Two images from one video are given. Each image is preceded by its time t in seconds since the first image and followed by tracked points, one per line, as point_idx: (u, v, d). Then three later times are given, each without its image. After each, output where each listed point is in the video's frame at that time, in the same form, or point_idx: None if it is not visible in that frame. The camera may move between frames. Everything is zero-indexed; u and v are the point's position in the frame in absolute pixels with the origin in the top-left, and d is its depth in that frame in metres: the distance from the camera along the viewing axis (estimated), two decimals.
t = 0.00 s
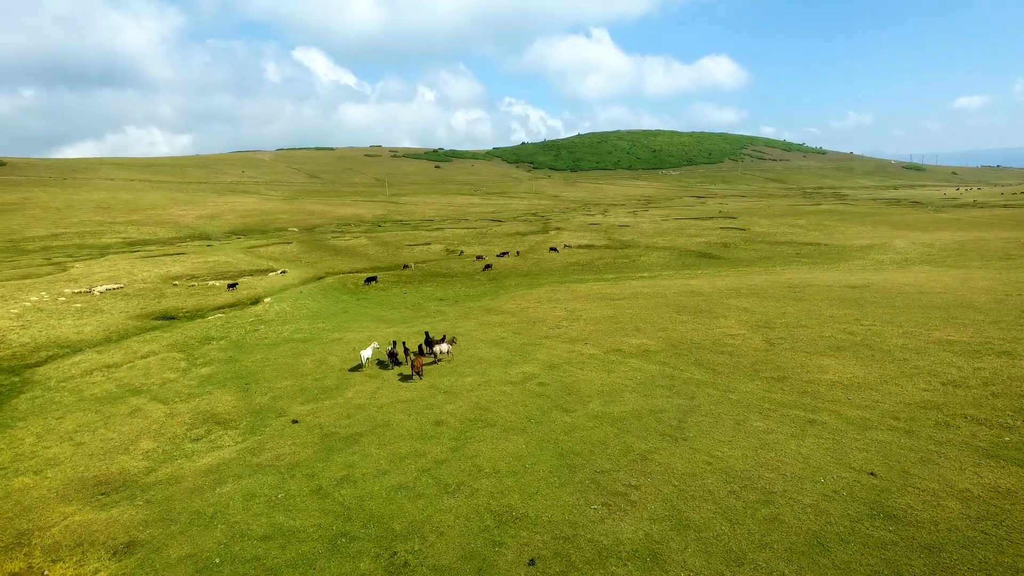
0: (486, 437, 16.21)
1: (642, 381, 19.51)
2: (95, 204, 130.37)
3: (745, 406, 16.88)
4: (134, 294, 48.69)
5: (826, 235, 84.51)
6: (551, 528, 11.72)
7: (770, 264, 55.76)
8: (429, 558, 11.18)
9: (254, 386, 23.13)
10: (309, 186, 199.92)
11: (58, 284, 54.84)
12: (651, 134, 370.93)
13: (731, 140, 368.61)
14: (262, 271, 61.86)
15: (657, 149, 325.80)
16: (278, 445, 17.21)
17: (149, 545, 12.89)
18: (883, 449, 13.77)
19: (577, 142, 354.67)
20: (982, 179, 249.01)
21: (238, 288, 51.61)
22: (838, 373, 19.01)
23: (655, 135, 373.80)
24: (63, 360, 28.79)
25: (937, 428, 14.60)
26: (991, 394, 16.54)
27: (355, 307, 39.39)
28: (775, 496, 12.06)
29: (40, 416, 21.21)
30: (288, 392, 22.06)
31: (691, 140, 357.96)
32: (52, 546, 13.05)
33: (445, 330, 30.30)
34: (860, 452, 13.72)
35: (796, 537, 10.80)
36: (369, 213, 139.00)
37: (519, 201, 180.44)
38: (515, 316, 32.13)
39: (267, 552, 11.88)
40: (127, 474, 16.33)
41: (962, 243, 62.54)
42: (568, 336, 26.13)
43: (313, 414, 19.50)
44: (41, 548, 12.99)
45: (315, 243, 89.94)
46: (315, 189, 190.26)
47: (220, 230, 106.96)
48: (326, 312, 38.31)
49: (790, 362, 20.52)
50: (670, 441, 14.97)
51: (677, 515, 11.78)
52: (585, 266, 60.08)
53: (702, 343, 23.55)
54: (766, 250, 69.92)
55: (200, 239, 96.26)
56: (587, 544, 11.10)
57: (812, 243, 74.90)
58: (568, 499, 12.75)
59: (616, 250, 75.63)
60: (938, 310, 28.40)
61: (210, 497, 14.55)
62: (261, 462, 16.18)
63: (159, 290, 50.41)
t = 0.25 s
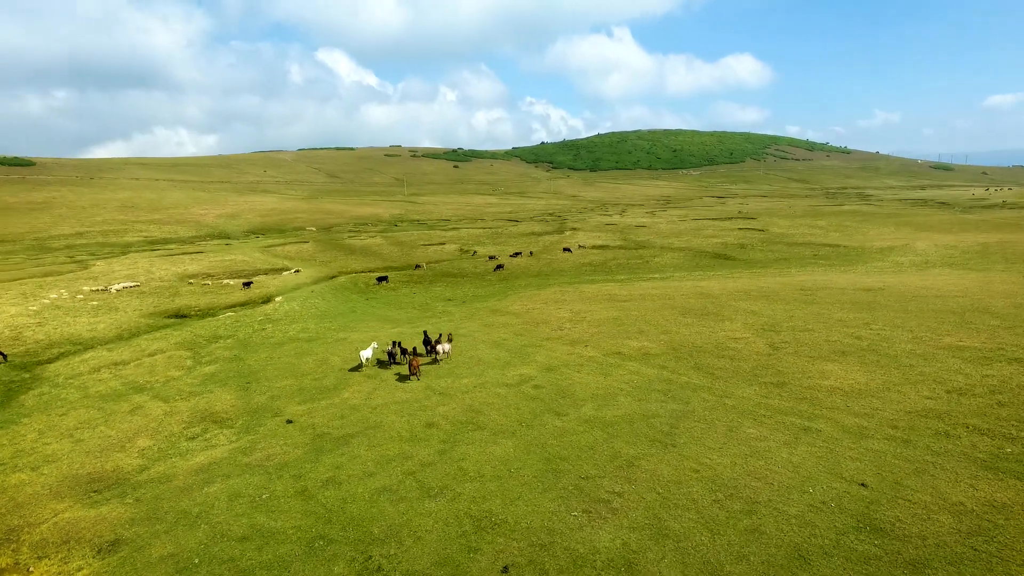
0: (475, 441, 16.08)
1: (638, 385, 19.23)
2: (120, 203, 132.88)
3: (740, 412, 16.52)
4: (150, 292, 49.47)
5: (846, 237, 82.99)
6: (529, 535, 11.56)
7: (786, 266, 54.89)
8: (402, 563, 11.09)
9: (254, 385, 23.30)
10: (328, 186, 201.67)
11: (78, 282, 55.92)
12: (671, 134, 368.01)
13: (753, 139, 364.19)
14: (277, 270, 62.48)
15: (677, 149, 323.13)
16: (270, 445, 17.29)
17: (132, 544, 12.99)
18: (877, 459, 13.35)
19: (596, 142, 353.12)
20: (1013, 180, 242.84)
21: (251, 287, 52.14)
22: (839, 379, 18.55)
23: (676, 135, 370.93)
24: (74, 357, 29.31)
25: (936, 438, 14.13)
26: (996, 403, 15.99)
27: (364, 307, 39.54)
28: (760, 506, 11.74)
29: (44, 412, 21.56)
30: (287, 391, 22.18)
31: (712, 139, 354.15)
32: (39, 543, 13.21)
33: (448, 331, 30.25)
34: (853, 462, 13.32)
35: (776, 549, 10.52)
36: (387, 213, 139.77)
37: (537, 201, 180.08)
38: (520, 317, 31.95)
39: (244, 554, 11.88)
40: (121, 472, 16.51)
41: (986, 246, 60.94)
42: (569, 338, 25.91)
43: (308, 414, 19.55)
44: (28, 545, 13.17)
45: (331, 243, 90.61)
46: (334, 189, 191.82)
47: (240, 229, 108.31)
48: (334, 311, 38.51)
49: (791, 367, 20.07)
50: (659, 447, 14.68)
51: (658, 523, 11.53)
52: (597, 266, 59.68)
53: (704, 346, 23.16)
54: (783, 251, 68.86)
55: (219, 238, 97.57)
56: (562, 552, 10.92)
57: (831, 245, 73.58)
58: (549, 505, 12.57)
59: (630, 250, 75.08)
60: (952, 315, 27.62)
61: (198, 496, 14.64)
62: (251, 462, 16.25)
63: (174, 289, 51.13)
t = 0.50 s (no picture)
0: (465, 443, 15.97)
1: (635, 388, 18.96)
2: (145, 202, 135.44)
3: (735, 417, 16.15)
4: (167, 290, 50.27)
5: (870, 238, 81.26)
6: (506, 540, 11.43)
7: (804, 268, 53.90)
8: (377, 567, 11.03)
9: (255, 383, 23.48)
10: (349, 185, 203.38)
11: (99, 280, 57.04)
12: (694, 133, 364.32)
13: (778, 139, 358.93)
14: (293, 269, 63.09)
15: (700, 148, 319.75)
16: (263, 444, 17.38)
17: (118, 541, 13.12)
18: (872, 470, 12.94)
19: (618, 141, 351.06)
20: None
21: (266, 285, 52.71)
22: (842, 386, 18.07)
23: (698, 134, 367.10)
24: (86, 354, 29.86)
25: (935, 448, 13.68)
26: (1003, 412, 15.42)
27: (373, 307, 39.70)
28: (744, 515, 11.46)
29: (51, 408, 21.95)
30: (287, 391, 22.31)
31: (735, 138, 349.79)
32: (29, 538, 13.40)
33: (452, 331, 30.20)
34: (846, 472, 12.93)
35: (756, 561, 10.23)
36: (406, 212, 140.40)
37: (556, 201, 179.52)
38: (526, 318, 31.77)
39: (224, 555, 11.91)
40: (116, 468, 16.72)
41: (1014, 248, 59.17)
42: (572, 340, 25.68)
43: (304, 413, 19.61)
44: (19, 540, 13.38)
45: (348, 242, 91.31)
46: (355, 189, 193.32)
47: (260, 228, 109.65)
48: (343, 310, 38.70)
49: (794, 372, 19.60)
50: (648, 453, 14.41)
51: (638, 532, 11.31)
52: (611, 267, 59.19)
53: (706, 350, 22.77)
54: (803, 253, 67.65)
55: (240, 237, 98.92)
56: (538, 560, 10.78)
57: (853, 246, 72.10)
58: (531, 510, 12.42)
59: (647, 251, 74.43)
60: (969, 320, 26.81)
61: (187, 494, 14.76)
62: (243, 461, 16.34)
63: (191, 287, 51.90)
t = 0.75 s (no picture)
0: (452, 446, 15.87)
1: (629, 392, 18.72)
2: (167, 201, 137.66)
3: (728, 423, 15.84)
4: (181, 288, 50.95)
5: (890, 239, 79.67)
6: (480, 546, 11.30)
7: (819, 270, 52.99)
8: (349, 570, 10.98)
9: (255, 382, 23.61)
10: (368, 185, 204.73)
11: (117, 277, 58.02)
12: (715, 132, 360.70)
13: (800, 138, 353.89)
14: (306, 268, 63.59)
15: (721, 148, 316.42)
16: (254, 444, 17.44)
17: (102, 538, 13.23)
18: (862, 479, 12.55)
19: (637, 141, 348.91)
20: None
21: (278, 284, 53.18)
22: (841, 392, 17.64)
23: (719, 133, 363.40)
24: (95, 351, 30.33)
25: (930, 458, 13.26)
26: (1005, 421, 14.91)
27: (380, 306, 39.82)
28: (723, 525, 11.19)
29: (54, 405, 22.30)
30: (284, 390, 22.41)
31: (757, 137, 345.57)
32: (17, 535, 13.58)
33: (455, 332, 30.14)
34: (835, 481, 12.57)
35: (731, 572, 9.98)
36: (422, 212, 140.91)
37: (573, 201, 178.90)
38: (529, 319, 31.59)
39: (201, 554, 11.96)
40: (110, 465, 16.91)
41: None
42: (572, 342, 25.47)
43: (299, 413, 19.67)
44: (7, 535, 13.58)
45: (363, 241, 91.87)
46: (373, 189, 194.53)
47: (278, 227, 110.78)
48: (350, 310, 38.87)
49: (793, 378, 19.20)
50: (634, 458, 14.17)
51: (614, 540, 11.10)
52: (623, 268, 58.75)
53: (706, 353, 22.41)
54: (820, 254, 66.54)
55: (258, 236, 100.04)
56: (510, 566, 10.63)
57: (872, 248, 70.73)
58: (509, 515, 12.28)
59: (661, 252, 73.77)
60: (983, 325, 26.05)
61: (175, 493, 14.85)
62: (232, 461, 16.41)
63: (205, 285, 52.54)
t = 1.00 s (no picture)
0: (438, 449, 15.75)
1: (622, 395, 18.47)
2: (187, 200, 139.65)
3: (718, 429, 15.51)
4: (193, 287, 51.56)
5: (910, 241, 78.10)
6: (453, 551, 11.17)
7: (833, 271, 52.06)
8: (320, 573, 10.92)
9: (253, 382, 23.74)
10: (385, 185, 205.83)
11: (132, 276, 58.89)
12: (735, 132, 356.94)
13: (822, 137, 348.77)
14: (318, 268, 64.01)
15: (741, 147, 312.99)
16: (245, 445, 17.48)
17: (86, 536, 13.33)
18: (849, 489, 12.21)
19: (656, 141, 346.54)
20: None
21: (289, 283, 53.60)
22: (838, 398, 17.19)
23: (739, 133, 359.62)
24: (103, 349, 30.78)
25: (923, 468, 12.85)
26: (1006, 431, 14.41)
27: (386, 306, 39.90)
28: (701, 535, 10.93)
29: (57, 402, 22.63)
30: (281, 390, 22.49)
31: (778, 136, 341.30)
32: (5, 531, 13.75)
33: (456, 332, 30.06)
34: (822, 490, 12.22)
35: None
36: (437, 212, 141.23)
37: (589, 201, 178.18)
38: (532, 320, 31.41)
39: (178, 554, 12.02)
40: (102, 463, 17.09)
41: None
42: (570, 343, 25.23)
43: (292, 413, 19.72)
44: None
45: (377, 241, 92.32)
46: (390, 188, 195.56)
47: (294, 227, 111.79)
48: (356, 309, 39.00)
49: (791, 383, 18.79)
50: (618, 464, 13.93)
51: (587, 549, 10.89)
52: (634, 268, 58.28)
53: (705, 357, 22.05)
54: (836, 256, 65.43)
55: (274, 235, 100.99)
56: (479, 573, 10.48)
57: (891, 249, 69.37)
58: (485, 520, 12.13)
59: (674, 252, 73.08)
60: (995, 330, 25.31)
61: (161, 492, 14.93)
62: (221, 461, 16.48)
63: (217, 284, 53.10)
